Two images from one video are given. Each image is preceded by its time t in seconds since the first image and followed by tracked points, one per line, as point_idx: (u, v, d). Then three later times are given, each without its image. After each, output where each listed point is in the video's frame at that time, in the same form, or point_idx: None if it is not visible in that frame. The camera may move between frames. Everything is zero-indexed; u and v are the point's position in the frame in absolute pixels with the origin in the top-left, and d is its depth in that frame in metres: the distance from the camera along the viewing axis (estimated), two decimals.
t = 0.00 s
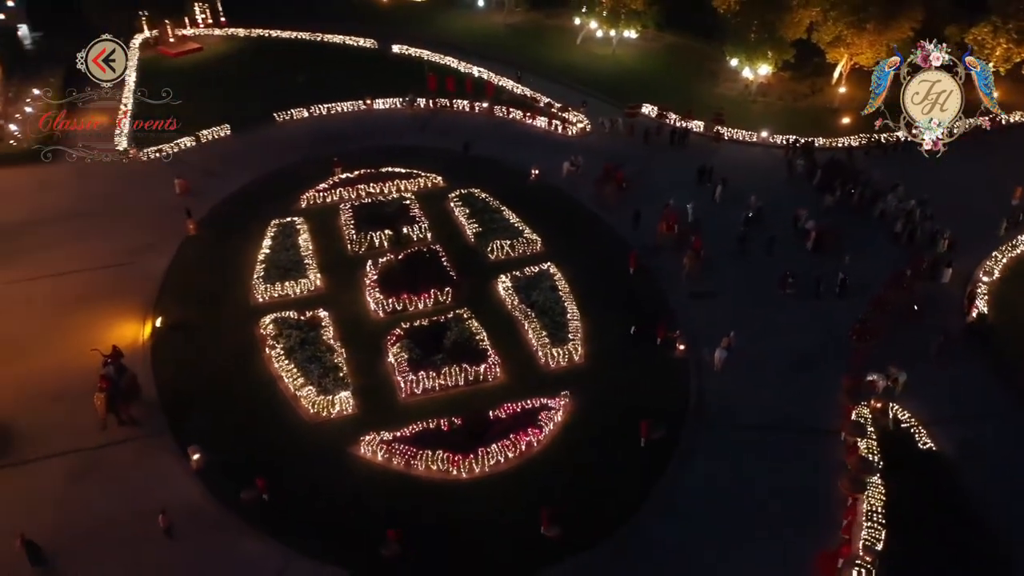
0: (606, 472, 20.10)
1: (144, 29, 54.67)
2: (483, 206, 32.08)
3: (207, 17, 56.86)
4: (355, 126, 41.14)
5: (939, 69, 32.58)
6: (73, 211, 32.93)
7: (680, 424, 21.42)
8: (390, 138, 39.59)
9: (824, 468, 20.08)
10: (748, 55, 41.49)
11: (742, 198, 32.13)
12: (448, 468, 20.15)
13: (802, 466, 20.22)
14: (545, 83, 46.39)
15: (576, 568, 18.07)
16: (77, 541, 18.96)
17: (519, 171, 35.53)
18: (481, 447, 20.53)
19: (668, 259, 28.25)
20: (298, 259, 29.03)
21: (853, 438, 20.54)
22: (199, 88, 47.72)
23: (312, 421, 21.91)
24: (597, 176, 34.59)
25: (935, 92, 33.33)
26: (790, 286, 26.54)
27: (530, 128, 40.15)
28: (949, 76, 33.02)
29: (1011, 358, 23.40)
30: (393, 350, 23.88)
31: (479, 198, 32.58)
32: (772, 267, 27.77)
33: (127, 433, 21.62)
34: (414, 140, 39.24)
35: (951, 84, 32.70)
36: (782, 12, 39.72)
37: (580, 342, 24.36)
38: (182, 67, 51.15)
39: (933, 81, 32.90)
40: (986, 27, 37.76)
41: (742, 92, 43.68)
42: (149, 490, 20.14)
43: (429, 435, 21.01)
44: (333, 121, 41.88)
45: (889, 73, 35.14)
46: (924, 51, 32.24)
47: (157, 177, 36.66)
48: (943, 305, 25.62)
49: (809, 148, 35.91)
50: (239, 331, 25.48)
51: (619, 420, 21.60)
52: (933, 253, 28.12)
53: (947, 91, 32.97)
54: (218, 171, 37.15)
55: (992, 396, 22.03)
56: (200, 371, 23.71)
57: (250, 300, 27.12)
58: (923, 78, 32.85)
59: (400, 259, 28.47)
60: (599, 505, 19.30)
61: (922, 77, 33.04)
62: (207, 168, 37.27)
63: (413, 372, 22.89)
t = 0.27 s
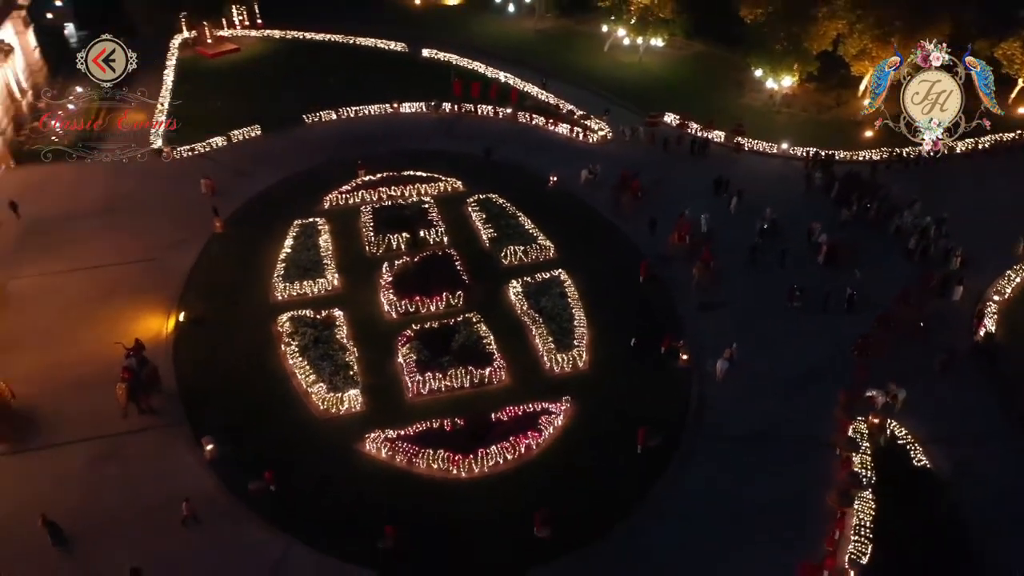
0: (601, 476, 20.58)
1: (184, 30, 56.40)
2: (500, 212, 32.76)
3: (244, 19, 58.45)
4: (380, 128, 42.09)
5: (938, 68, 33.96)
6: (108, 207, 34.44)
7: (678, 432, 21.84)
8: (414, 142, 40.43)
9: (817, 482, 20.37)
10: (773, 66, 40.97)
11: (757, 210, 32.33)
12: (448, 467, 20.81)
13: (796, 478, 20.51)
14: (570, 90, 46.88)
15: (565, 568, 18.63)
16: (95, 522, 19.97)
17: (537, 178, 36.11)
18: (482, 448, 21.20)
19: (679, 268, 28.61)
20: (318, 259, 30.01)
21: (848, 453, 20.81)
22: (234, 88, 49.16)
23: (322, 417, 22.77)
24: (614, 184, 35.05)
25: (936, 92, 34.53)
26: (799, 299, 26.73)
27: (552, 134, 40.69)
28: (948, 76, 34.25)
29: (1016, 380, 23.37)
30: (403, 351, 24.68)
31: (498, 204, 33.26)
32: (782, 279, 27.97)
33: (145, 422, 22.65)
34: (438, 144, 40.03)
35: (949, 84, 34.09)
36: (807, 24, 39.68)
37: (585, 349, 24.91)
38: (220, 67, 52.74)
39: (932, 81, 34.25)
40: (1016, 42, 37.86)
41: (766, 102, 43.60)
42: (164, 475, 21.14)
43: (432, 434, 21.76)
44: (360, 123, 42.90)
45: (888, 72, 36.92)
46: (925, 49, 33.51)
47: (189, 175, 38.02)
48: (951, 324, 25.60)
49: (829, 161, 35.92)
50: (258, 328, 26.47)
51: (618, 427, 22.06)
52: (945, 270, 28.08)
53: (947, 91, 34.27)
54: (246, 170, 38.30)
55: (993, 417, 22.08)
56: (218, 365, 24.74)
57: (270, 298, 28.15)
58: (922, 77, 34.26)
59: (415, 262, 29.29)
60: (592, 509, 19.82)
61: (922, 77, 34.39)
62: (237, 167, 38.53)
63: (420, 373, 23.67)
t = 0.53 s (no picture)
0: (592, 484, 21.59)
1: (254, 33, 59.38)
2: (529, 224, 33.99)
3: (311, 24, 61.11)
4: (427, 135, 43.78)
5: (937, 69, 36.59)
6: (168, 202, 37.08)
7: (672, 447, 22.66)
8: (457, 151, 41.96)
9: (802, 505, 20.93)
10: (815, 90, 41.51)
11: (783, 233, 32.70)
12: (449, 465, 22.16)
13: (782, 500, 21.12)
14: (615, 103, 47.67)
15: (547, 568, 19.70)
16: (128, 491, 21.99)
17: (571, 191, 37.19)
18: (482, 450, 22.49)
19: (695, 288, 29.31)
20: (353, 260, 31.81)
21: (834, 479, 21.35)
22: (295, 91, 51.63)
23: (339, 410, 24.42)
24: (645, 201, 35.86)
25: (935, 92, 37.05)
26: (811, 324, 27.14)
27: (591, 148, 41.67)
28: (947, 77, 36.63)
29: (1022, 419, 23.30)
30: (421, 353, 26.21)
31: (528, 216, 34.51)
32: (797, 303, 28.35)
33: (181, 404, 24.71)
34: (480, 153, 41.45)
35: (948, 84, 36.52)
36: (851, 48, 39.70)
37: (593, 361, 25.95)
38: (284, 69, 55.39)
39: (932, 81, 36.79)
40: None
41: (810, 123, 43.63)
42: (193, 454, 23.08)
43: (438, 433, 23.14)
44: (408, 129, 44.67)
45: (888, 72, 38.42)
46: (925, 50, 36.79)
47: (244, 173, 40.42)
48: (963, 357, 25.58)
49: (864, 186, 35.90)
50: (291, 323, 28.35)
51: (615, 438, 23.02)
52: (966, 303, 28.00)
53: (946, 91, 36.74)
54: (297, 170, 40.46)
55: (992, 454, 22.16)
56: (250, 356, 26.70)
57: (305, 295, 30.03)
58: (922, 77, 36.91)
59: (443, 268, 30.78)
60: (579, 514, 20.85)
61: (922, 78, 36.98)
62: (289, 167, 40.75)
63: (433, 376, 25.15)
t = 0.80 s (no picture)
0: (585, 492, 22.57)
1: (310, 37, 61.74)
2: (554, 234, 35.01)
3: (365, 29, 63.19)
4: (465, 142, 45.13)
5: (939, 68, 36.26)
6: (216, 200, 39.30)
7: (667, 461, 23.46)
8: (493, 159, 43.17)
9: (787, 524, 21.50)
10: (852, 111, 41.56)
11: (804, 254, 32.97)
12: (451, 465, 23.41)
13: (768, 518, 21.72)
14: (653, 117, 48.23)
15: (534, 568, 20.76)
16: (157, 469, 23.83)
17: (598, 203, 38.04)
18: (484, 452, 23.68)
19: (709, 305, 29.91)
20: (382, 263, 33.32)
21: (822, 500, 21.84)
22: (344, 95, 53.59)
23: (354, 406, 25.90)
24: (670, 216, 36.47)
25: (936, 92, 36.87)
26: (819, 346, 27.48)
27: (623, 161, 42.39)
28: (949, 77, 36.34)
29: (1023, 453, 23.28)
30: (436, 356, 27.52)
31: (554, 226, 35.54)
32: (809, 324, 28.66)
33: (211, 392, 26.54)
34: (514, 162, 42.58)
35: (950, 83, 36.30)
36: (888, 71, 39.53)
37: (599, 373, 26.87)
38: (336, 73, 57.52)
39: (933, 80, 36.56)
40: None
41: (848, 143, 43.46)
42: (218, 439, 24.83)
43: (444, 434, 24.41)
44: (448, 136, 46.11)
45: (888, 72, 38.06)
46: (924, 49, 36.15)
47: (290, 174, 42.43)
48: (972, 387, 25.54)
49: (893, 210, 35.80)
50: (318, 321, 29.98)
51: (613, 449, 23.94)
52: (982, 333, 27.89)
53: (948, 90, 36.55)
54: (338, 173, 42.27)
55: (987, 485, 22.25)
56: (278, 351, 28.42)
57: (334, 294, 31.67)
58: (923, 76, 36.67)
59: (465, 275, 32.04)
60: (570, 519, 21.85)
61: (923, 78, 36.75)
62: (331, 170, 42.63)
63: (445, 378, 26.43)
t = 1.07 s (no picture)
0: (577, 498, 23.55)
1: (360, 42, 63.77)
2: (574, 246, 35.95)
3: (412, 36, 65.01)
4: (499, 152, 46.38)
5: (938, 68, 36.86)
6: (257, 201, 41.33)
7: (659, 473, 24.28)
8: (525, 169, 44.29)
9: (770, 541, 22.12)
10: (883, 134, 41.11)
11: (820, 276, 33.24)
12: (452, 465, 24.64)
13: (752, 534, 22.38)
14: (687, 131, 48.68)
15: (522, 568, 21.85)
16: (181, 453, 25.62)
17: (622, 216, 38.84)
18: (484, 454, 24.84)
19: (718, 322, 30.51)
20: (407, 267, 34.74)
21: (807, 520, 22.42)
22: (388, 100, 55.36)
23: (367, 403, 27.36)
24: (691, 232, 37.06)
25: (936, 92, 37.43)
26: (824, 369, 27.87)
27: (652, 175, 43.05)
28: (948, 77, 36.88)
29: (1018, 486, 23.38)
30: (448, 359, 28.79)
31: (575, 238, 36.49)
32: (816, 345, 29.02)
33: (236, 384, 28.30)
34: (545, 173, 43.62)
35: (949, 83, 36.85)
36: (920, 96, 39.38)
37: (603, 384, 27.76)
38: (382, 79, 59.39)
39: (932, 81, 37.17)
40: None
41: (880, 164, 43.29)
42: (240, 428, 26.53)
43: (448, 435, 25.65)
44: (483, 145, 47.43)
45: (887, 73, 38.66)
46: (924, 50, 36.80)
47: (329, 176, 44.26)
48: (973, 417, 25.65)
49: (917, 235, 35.70)
50: (342, 321, 31.55)
51: (608, 459, 24.84)
52: (992, 363, 27.87)
53: (947, 90, 37.07)
54: (375, 177, 43.94)
55: (976, 516, 22.47)
56: (301, 347, 30.05)
57: (359, 295, 33.21)
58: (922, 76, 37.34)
59: (484, 282, 33.25)
60: (560, 523, 22.85)
61: (922, 78, 37.40)
62: (369, 174, 44.34)
63: (454, 381, 27.66)
